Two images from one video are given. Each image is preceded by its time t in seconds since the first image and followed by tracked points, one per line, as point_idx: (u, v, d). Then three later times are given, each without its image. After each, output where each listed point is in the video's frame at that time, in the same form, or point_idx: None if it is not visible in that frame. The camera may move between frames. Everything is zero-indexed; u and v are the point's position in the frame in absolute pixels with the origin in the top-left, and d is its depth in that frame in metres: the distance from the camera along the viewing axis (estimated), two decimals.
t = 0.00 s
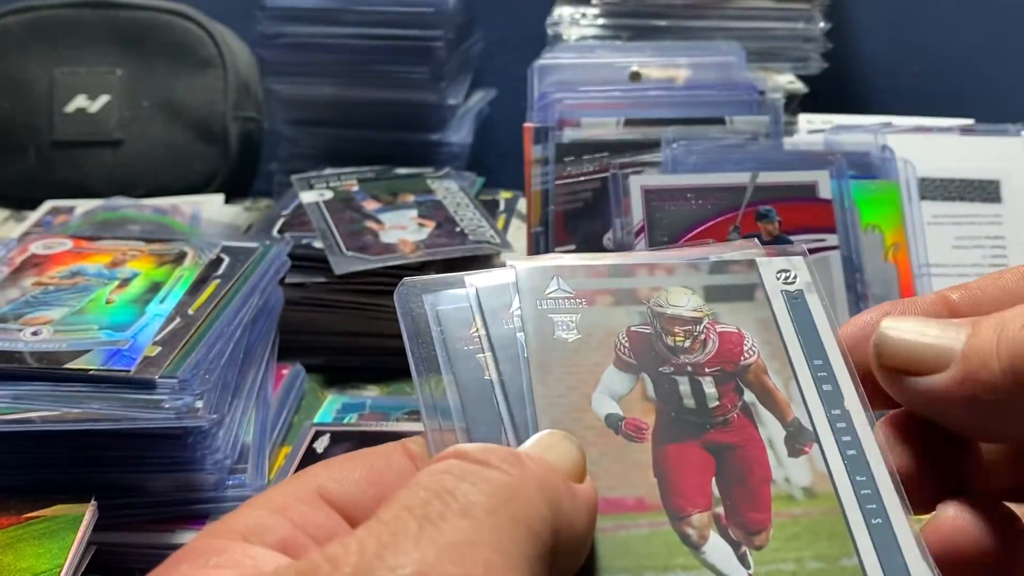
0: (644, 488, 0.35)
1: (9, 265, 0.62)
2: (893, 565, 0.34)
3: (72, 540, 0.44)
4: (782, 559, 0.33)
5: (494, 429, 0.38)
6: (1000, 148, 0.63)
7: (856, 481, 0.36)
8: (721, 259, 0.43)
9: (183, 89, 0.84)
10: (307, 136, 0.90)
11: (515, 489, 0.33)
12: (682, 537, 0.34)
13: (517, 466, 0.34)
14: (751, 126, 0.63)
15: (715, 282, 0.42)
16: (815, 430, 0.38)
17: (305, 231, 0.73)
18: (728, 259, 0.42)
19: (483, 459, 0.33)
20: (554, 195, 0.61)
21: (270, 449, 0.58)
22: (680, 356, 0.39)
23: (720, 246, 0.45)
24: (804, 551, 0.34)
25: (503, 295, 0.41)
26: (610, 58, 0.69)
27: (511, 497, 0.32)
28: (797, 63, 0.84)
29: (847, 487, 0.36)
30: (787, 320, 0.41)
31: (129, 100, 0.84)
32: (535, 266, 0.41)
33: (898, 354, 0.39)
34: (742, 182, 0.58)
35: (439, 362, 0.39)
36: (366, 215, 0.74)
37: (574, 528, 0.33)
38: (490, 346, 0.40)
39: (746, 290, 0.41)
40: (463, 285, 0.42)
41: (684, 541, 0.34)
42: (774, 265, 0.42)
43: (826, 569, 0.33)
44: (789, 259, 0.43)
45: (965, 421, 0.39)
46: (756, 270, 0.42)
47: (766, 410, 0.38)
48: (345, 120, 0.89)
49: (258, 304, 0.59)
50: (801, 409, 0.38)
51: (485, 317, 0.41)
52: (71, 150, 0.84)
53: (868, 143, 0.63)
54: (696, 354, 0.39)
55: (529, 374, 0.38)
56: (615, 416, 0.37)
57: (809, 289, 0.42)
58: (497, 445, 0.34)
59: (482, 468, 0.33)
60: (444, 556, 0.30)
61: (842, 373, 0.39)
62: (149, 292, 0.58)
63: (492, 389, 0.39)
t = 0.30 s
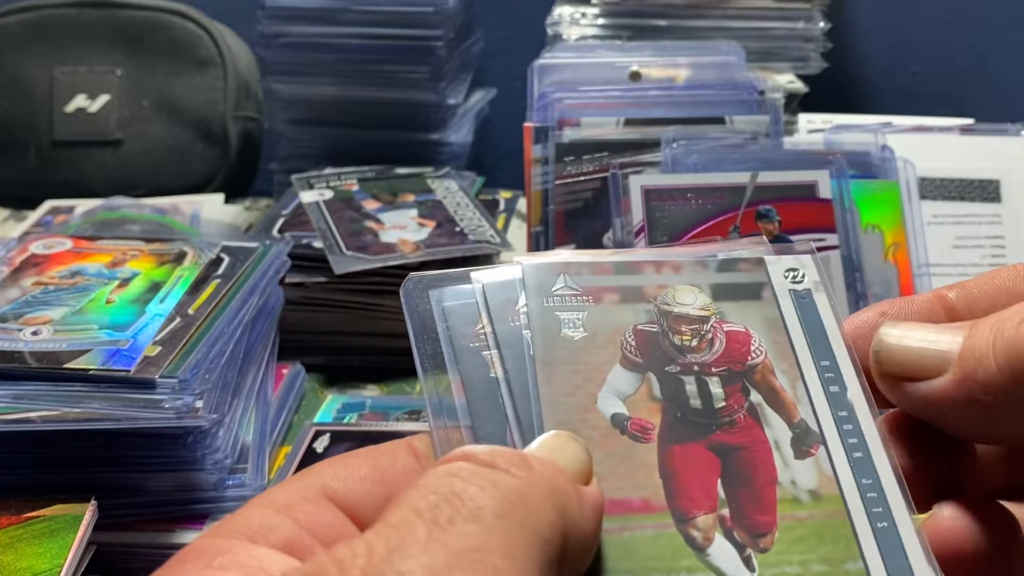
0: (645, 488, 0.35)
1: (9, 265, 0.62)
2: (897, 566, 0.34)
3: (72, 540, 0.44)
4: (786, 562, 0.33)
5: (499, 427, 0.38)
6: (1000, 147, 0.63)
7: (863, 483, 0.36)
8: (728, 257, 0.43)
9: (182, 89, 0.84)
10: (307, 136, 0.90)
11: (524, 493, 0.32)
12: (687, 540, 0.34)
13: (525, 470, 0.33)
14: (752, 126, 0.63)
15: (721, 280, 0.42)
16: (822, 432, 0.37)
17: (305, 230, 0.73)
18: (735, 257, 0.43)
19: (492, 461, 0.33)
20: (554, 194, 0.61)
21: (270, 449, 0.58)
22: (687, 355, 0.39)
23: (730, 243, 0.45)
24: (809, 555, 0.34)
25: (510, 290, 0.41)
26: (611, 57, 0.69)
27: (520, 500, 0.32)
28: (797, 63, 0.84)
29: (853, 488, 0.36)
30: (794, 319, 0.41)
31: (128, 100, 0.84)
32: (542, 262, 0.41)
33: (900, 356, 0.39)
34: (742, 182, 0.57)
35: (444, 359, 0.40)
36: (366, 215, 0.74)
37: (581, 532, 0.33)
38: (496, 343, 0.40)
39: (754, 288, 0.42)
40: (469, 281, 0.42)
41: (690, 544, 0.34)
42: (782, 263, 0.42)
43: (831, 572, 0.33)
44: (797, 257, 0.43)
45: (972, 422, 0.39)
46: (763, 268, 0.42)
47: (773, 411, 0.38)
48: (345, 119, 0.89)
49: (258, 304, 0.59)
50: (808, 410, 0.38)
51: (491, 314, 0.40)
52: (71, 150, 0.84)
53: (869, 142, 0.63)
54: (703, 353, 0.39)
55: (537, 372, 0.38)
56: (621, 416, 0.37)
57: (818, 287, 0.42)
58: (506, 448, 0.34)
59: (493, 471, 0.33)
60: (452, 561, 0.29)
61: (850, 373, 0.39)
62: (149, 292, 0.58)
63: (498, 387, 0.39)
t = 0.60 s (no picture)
0: (647, 488, 0.35)
1: (9, 265, 0.62)
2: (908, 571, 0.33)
3: (72, 539, 0.44)
4: (795, 564, 0.33)
5: (505, 428, 0.38)
6: (999, 147, 0.63)
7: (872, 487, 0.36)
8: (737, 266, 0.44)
9: (182, 89, 0.84)
10: (307, 136, 0.90)
11: (523, 489, 0.32)
12: (696, 541, 0.34)
13: (525, 466, 0.33)
14: (752, 125, 0.63)
15: (730, 288, 0.42)
16: (830, 437, 0.38)
17: (306, 230, 0.73)
18: (743, 267, 0.43)
19: (492, 459, 0.33)
20: (554, 194, 0.61)
21: (270, 449, 0.58)
22: (695, 360, 0.39)
23: (738, 253, 0.46)
24: (819, 558, 0.34)
25: (519, 299, 0.42)
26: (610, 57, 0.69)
27: (518, 497, 0.32)
28: (796, 62, 0.84)
29: (859, 491, 0.36)
30: (803, 326, 0.41)
31: (129, 100, 0.84)
32: (552, 271, 0.42)
33: (867, 369, 0.36)
34: (742, 182, 0.57)
35: (453, 361, 0.40)
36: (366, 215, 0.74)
37: (583, 528, 0.33)
38: (505, 348, 0.41)
39: (762, 297, 0.42)
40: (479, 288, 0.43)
41: (698, 544, 0.34)
42: (790, 273, 0.43)
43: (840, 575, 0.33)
44: (804, 267, 0.44)
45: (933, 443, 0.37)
46: (772, 277, 0.43)
47: (781, 416, 0.38)
48: (345, 119, 0.89)
49: (258, 304, 0.59)
50: (816, 415, 0.39)
51: (501, 320, 0.42)
52: (71, 150, 0.84)
53: (869, 142, 0.63)
54: (711, 358, 0.39)
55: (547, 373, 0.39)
56: (630, 418, 0.37)
57: (824, 297, 0.43)
58: (506, 446, 0.34)
59: (493, 469, 0.33)
60: (447, 558, 0.29)
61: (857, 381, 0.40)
62: (149, 292, 0.58)
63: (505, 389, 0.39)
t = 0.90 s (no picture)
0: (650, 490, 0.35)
1: (9, 265, 0.62)
2: (920, 567, 0.33)
3: (72, 540, 0.44)
4: (803, 563, 0.33)
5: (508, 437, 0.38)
6: (1000, 148, 0.63)
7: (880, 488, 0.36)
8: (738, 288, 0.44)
9: (182, 89, 0.84)
10: (307, 136, 0.90)
11: (484, 470, 0.32)
12: (701, 540, 0.34)
13: (485, 449, 0.33)
14: (752, 125, 0.63)
15: (732, 309, 0.43)
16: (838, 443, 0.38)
17: (306, 230, 0.73)
18: (744, 289, 0.44)
19: (452, 447, 0.33)
20: (554, 194, 0.61)
21: (270, 449, 0.57)
22: (699, 375, 0.40)
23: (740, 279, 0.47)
24: (828, 555, 0.33)
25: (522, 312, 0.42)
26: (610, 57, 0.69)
27: (477, 481, 0.32)
28: (797, 62, 0.84)
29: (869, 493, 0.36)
30: (806, 342, 0.42)
31: (129, 100, 0.84)
32: (555, 295, 0.43)
33: (858, 405, 0.36)
34: (742, 182, 0.57)
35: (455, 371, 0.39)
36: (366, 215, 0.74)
37: (554, 508, 0.33)
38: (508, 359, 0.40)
39: (765, 316, 0.43)
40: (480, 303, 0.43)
41: (704, 544, 0.33)
42: (792, 293, 0.44)
43: (850, 572, 0.33)
44: (805, 288, 0.44)
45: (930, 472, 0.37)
46: (774, 298, 0.44)
47: (785, 425, 0.38)
48: (346, 119, 0.89)
49: (258, 304, 0.59)
50: (822, 424, 0.39)
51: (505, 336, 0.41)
52: (71, 150, 0.84)
53: (869, 142, 0.63)
54: (714, 373, 0.40)
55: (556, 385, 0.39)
56: (634, 428, 0.38)
57: (826, 315, 0.43)
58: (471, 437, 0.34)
59: (451, 455, 0.33)
60: (401, 541, 0.29)
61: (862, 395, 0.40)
62: (149, 292, 0.58)
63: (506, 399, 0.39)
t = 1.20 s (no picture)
0: (649, 485, 0.35)
1: (10, 265, 0.62)
2: (922, 554, 0.33)
3: (72, 540, 0.44)
4: (802, 548, 0.33)
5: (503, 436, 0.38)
6: (999, 147, 0.63)
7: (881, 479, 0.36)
8: (738, 290, 0.45)
9: (183, 88, 0.84)
10: (307, 135, 0.90)
11: (491, 469, 0.32)
12: (699, 528, 0.34)
13: (492, 448, 0.33)
14: (752, 125, 0.63)
15: (733, 309, 0.43)
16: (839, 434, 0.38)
17: (306, 229, 0.74)
18: (744, 290, 0.44)
19: (458, 445, 0.33)
20: (554, 193, 0.61)
21: (270, 448, 0.58)
22: (698, 372, 0.40)
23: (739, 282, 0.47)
24: (828, 541, 0.34)
25: (521, 315, 0.42)
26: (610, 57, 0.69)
27: (483, 478, 0.32)
28: (796, 62, 0.84)
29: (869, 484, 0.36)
30: (807, 342, 0.42)
31: (129, 100, 0.84)
32: (557, 298, 0.43)
33: (862, 391, 0.37)
34: (742, 182, 0.57)
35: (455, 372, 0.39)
36: (366, 214, 0.74)
37: (558, 506, 0.33)
38: (505, 361, 0.40)
39: (765, 315, 0.43)
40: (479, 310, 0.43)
41: (701, 531, 0.34)
42: (792, 292, 0.44)
43: (850, 557, 0.33)
44: (807, 288, 0.44)
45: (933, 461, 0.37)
46: (775, 299, 0.44)
47: (785, 418, 0.38)
48: (346, 118, 0.89)
49: (258, 304, 0.59)
50: (822, 417, 0.39)
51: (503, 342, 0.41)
52: (72, 150, 0.84)
53: (868, 142, 0.63)
54: (714, 369, 0.40)
55: (555, 381, 0.39)
56: (632, 423, 0.38)
57: (827, 314, 0.43)
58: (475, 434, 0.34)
59: (457, 454, 0.33)
60: (409, 538, 0.30)
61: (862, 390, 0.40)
62: (149, 292, 0.58)
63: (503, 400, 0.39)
